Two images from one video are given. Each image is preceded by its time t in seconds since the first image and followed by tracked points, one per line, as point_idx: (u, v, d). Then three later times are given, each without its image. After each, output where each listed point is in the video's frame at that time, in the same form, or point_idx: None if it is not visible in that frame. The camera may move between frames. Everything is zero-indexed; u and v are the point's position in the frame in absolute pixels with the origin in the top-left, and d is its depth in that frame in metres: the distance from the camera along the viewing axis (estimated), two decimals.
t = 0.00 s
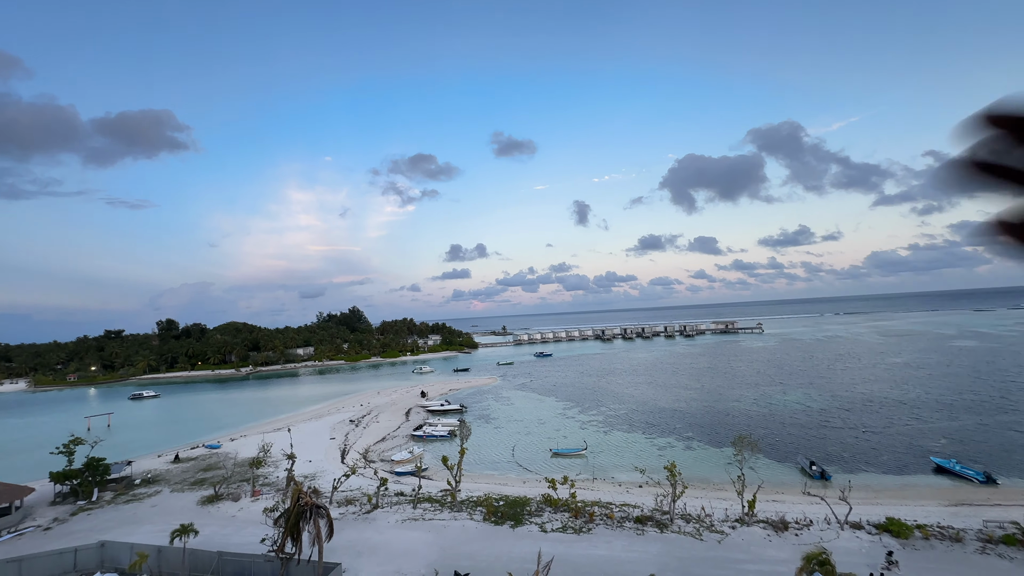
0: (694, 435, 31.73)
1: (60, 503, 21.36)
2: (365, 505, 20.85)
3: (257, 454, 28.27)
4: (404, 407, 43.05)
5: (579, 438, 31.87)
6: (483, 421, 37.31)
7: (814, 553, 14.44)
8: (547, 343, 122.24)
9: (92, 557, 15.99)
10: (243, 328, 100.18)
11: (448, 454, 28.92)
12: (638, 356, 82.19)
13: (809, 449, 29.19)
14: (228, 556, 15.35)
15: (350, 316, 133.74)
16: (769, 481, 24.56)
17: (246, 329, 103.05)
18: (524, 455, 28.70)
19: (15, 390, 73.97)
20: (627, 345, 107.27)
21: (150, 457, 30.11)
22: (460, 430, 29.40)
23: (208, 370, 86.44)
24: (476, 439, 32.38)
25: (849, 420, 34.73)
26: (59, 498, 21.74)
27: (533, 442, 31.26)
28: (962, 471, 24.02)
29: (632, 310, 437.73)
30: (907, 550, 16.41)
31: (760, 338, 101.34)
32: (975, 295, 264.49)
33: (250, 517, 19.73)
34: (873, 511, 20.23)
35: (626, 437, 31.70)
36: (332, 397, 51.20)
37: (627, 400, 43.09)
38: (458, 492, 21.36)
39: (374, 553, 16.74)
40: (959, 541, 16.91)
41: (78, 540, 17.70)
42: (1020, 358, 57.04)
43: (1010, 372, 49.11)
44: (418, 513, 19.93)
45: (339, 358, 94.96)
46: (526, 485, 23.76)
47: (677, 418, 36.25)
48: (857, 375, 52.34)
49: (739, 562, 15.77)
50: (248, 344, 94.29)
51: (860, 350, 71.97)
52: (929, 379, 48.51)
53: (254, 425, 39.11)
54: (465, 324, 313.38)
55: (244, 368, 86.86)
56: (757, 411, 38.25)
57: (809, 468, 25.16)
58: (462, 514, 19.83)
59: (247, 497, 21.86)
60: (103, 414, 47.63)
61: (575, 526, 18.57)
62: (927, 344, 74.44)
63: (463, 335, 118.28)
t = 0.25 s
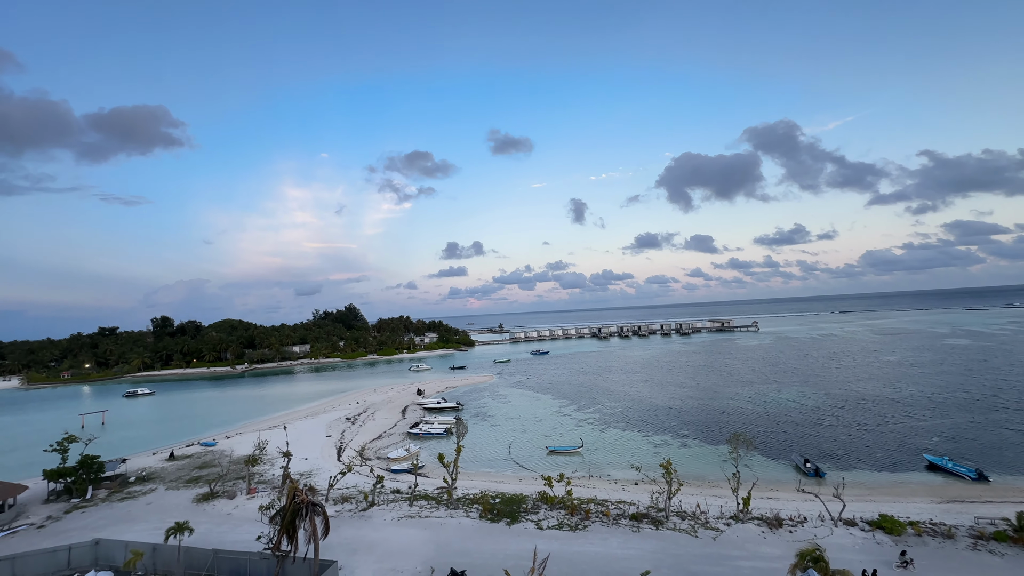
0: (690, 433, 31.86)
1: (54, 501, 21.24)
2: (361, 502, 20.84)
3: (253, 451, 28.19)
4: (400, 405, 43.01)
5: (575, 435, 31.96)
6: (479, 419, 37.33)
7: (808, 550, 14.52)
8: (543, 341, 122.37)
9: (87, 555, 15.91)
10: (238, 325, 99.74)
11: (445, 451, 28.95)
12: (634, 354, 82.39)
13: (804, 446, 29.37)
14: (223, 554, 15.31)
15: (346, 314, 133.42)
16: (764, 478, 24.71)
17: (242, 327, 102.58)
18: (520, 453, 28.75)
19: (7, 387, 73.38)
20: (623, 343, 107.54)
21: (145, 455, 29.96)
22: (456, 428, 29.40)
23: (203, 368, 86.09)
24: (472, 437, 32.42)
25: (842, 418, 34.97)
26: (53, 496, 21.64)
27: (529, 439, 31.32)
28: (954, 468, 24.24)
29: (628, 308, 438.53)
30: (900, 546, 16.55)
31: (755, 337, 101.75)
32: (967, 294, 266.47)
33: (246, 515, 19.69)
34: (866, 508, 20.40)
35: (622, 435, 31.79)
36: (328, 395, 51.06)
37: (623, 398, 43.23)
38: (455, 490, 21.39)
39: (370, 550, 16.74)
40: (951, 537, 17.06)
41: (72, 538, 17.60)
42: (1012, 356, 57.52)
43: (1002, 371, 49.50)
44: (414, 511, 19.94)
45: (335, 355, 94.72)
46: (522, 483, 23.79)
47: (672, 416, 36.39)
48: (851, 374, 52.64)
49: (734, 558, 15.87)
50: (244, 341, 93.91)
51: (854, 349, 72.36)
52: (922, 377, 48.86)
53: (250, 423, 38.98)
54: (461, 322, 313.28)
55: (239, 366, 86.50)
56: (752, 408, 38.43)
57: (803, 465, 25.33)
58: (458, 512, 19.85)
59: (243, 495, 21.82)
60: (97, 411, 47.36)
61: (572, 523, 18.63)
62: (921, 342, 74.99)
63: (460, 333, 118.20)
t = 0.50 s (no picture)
0: (687, 430, 31.96)
1: (51, 498, 21.22)
2: (359, 499, 20.88)
3: (251, 449, 28.18)
4: (398, 402, 43.03)
5: (573, 433, 32.04)
6: (477, 416, 37.37)
7: (804, 546, 14.60)
8: (541, 338, 122.43)
9: (85, 553, 15.91)
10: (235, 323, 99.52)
11: (443, 449, 29.00)
12: (632, 351, 82.53)
13: (800, 443, 29.50)
14: (221, 551, 15.34)
15: (344, 311, 133.26)
16: (760, 475, 24.83)
17: (239, 324, 102.35)
18: (518, 450, 28.82)
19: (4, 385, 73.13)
20: (621, 340, 107.66)
21: (143, 452, 29.97)
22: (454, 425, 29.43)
23: (201, 365, 85.96)
24: (470, 434, 32.48)
25: (838, 415, 35.14)
26: (50, 493, 21.62)
27: (527, 437, 31.37)
28: (949, 465, 24.39)
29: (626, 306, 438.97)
30: (895, 542, 16.66)
31: (752, 334, 102.00)
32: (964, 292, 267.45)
33: (244, 512, 19.69)
34: (862, 504, 20.53)
35: (620, 432, 31.87)
36: (326, 392, 50.99)
37: (621, 395, 43.32)
38: (452, 487, 21.43)
39: (368, 547, 16.79)
40: (946, 533, 17.19)
41: (70, 535, 17.61)
42: (1008, 354, 57.76)
43: (998, 368, 49.72)
44: (412, 508, 19.98)
45: (333, 353, 94.61)
46: (520, 480, 23.88)
47: (670, 413, 36.48)
48: (848, 371, 52.83)
49: (730, 554, 15.96)
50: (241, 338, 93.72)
51: (851, 347, 72.57)
52: (918, 375, 49.10)
53: (247, 420, 38.93)
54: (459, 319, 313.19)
55: (237, 363, 86.35)
56: (749, 406, 38.56)
57: (800, 462, 25.45)
58: (456, 509, 19.90)
59: (241, 492, 21.83)
60: (94, 409, 47.22)
61: (569, 520, 18.69)
62: (917, 340, 75.27)
63: (458, 330, 118.15)
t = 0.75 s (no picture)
0: (684, 426, 32.09)
1: (49, 495, 21.20)
2: (357, 495, 20.93)
3: (248, 445, 28.17)
4: (396, 399, 43.08)
5: (571, 429, 32.13)
6: (475, 412, 37.44)
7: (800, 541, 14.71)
8: (539, 335, 122.54)
9: (83, 549, 15.91)
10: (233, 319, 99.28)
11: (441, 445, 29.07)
12: (629, 347, 82.73)
13: (797, 439, 29.66)
14: (220, 547, 15.37)
15: (342, 307, 133.07)
16: (757, 470, 24.97)
17: (236, 321, 102.11)
18: (516, 446, 28.91)
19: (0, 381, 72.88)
20: (619, 337, 107.87)
21: (140, 449, 29.95)
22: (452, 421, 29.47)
23: (198, 361, 85.86)
24: (468, 430, 32.55)
25: (834, 411, 35.33)
26: (47, 490, 21.59)
27: (525, 433, 31.46)
28: (944, 460, 24.59)
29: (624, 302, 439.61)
30: (890, 537, 16.81)
31: (750, 330, 102.38)
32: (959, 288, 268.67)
33: (242, 508, 19.70)
34: (857, 499, 20.69)
35: (617, 428, 31.99)
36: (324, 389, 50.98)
37: (618, 392, 43.45)
38: (450, 482, 21.49)
39: (366, 542, 16.83)
40: (940, 528, 17.36)
41: (67, 531, 17.60)
42: (1003, 350, 58.08)
43: (992, 365, 50.00)
44: (410, 503, 20.04)
45: (331, 349, 94.55)
46: (518, 475, 23.96)
47: (667, 409, 36.62)
48: (844, 367, 53.07)
49: (727, 549, 16.07)
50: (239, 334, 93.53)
51: (848, 343, 72.87)
52: (913, 371, 49.39)
53: (245, 417, 38.90)
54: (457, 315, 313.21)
55: (234, 359, 86.22)
56: (746, 402, 38.72)
57: (796, 458, 25.58)
58: (454, 504, 19.96)
59: (239, 488, 21.85)
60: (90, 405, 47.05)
61: (567, 515, 18.78)
62: (913, 336, 75.58)
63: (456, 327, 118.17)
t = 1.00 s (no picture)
0: (685, 426, 32.07)
1: (50, 494, 21.24)
2: (358, 495, 20.95)
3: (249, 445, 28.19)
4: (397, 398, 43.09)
5: (572, 429, 32.13)
6: (476, 412, 37.45)
7: (801, 541, 14.69)
8: (540, 334, 122.55)
9: (84, 548, 15.93)
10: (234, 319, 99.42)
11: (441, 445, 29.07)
12: (630, 347, 82.75)
13: (798, 439, 29.63)
14: (221, 546, 15.40)
15: (343, 307, 133.15)
16: (758, 471, 24.95)
17: (237, 320, 102.26)
18: (517, 446, 28.91)
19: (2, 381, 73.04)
20: (619, 337, 107.85)
21: (141, 448, 29.98)
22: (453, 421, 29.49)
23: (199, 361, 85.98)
24: (469, 430, 32.57)
25: (835, 412, 35.30)
26: (48, 489, 21.62)
27: (526, 433, 31.47)
28: (945, 461, 24.56)
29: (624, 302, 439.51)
30: (891, 537, 16.79)
31: (751, 331, 102.32)
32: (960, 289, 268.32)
33: (242, 508, 19.71)
34: (858, 499, 20.68)
35: (618, 428, 31.98)
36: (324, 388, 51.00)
37: (619, 392, 43.45)
38: (451, 482, 21.49)
39: (367, 542, 16.85)
40: (941, 528, 17.33)
41: (69, 531, 17.63)
42: (1004, 350, 57.99)
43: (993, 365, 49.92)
44: (411, 503, 20.05)
45: (331, 349, 94.64)
46: (518, 475, 23.96)
47: (668, 410, 36.62)
48: (845, 368, 53.03)
49: (727, 549, 16.05)
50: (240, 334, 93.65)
51: (848, 343, 72.78)
52: (914, 371, 49.37)
53: (245, 416, 38.93)
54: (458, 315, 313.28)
55: (235, 359, 86.34)
56: (747, 402, 38.70)
57: (797, 458, 25.56)
58: (454, 504, 19.97)
59: (240, 487, 21.87)
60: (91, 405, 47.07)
61: (567, 515, 18.78)
62: (914, 336, 75.46)
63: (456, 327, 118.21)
